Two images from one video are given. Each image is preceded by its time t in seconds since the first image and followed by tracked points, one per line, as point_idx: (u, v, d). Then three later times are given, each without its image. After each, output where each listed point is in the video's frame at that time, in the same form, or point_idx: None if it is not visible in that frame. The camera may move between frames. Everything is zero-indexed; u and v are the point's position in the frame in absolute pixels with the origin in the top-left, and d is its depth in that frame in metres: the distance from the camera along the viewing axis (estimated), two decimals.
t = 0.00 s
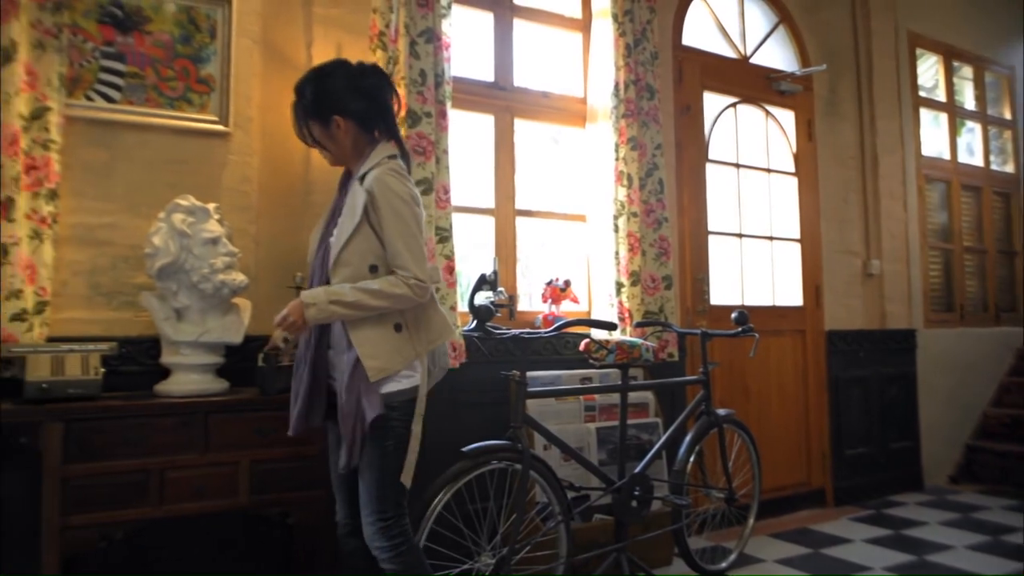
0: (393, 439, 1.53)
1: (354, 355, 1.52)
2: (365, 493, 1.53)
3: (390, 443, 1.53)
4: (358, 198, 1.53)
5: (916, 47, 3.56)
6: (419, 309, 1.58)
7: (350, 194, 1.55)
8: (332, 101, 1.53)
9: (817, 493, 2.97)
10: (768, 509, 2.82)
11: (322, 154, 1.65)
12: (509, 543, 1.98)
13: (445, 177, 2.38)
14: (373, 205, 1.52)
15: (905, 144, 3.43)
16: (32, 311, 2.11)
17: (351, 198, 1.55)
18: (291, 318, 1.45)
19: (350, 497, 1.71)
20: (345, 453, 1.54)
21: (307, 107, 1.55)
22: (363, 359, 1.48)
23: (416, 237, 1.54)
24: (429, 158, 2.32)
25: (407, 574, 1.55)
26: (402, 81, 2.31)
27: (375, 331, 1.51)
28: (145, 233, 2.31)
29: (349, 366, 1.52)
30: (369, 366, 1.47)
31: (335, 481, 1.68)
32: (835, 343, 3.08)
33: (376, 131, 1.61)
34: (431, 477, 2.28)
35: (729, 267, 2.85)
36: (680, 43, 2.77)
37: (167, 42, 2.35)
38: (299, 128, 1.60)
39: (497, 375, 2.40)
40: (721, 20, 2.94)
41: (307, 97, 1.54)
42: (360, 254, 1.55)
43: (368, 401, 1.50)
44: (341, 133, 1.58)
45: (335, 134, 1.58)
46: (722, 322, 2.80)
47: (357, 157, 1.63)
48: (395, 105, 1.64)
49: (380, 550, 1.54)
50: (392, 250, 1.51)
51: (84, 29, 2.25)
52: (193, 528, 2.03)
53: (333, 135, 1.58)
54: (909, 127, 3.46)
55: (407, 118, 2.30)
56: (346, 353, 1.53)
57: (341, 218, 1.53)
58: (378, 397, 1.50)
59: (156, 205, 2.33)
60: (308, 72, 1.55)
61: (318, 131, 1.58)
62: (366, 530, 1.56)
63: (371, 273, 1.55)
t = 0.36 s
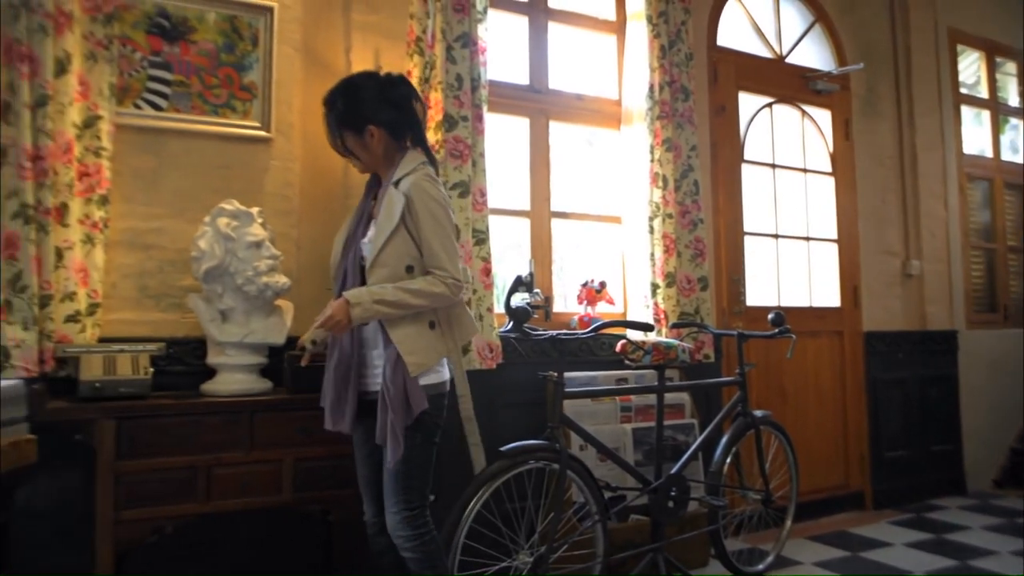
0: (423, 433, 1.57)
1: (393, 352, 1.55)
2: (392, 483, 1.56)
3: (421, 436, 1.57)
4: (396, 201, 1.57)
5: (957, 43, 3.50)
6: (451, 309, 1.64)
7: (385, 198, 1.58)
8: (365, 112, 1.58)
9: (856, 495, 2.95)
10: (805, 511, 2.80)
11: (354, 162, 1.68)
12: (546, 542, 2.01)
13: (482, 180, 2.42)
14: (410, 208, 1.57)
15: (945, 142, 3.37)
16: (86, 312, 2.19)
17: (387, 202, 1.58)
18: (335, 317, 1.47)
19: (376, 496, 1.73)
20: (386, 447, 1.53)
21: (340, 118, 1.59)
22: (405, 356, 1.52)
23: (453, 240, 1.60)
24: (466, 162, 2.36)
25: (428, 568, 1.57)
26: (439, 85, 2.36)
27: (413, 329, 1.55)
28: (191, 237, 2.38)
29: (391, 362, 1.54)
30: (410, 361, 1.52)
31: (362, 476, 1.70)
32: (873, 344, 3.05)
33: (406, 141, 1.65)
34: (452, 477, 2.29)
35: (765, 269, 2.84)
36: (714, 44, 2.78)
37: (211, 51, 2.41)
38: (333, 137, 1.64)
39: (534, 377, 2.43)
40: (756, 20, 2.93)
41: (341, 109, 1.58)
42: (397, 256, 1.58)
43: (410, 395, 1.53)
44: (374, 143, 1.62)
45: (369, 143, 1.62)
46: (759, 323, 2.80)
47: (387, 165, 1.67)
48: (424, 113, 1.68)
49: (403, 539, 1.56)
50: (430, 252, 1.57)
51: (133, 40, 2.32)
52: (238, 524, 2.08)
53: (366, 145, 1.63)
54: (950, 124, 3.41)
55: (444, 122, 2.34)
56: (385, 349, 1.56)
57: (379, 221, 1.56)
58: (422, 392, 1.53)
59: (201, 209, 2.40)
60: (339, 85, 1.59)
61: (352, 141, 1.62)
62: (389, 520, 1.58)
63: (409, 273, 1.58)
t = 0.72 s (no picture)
0: (449, 433, 1.58)
1: (423, 351, 1.56)
2: (411, 481, 1.57)
3: (447, 436, 1.58)
4: (424, 201, 1.59)
5: (991, 40, 3.44)
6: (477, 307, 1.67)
7: (410, 198, 1.60)
8: (408, 104, 1.61)
9: (886, 498, 2.92)
10: (835, 513, 2.79)
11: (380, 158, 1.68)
12: (576, 541, 2.02)
13: (510, 182, 2.43)
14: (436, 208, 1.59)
15: (978, 141, 3.32)
16: (124, 313, 2.23)
17: (414, 201, 1.60)
18: (368, 317, 1.48)
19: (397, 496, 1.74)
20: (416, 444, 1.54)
21: (386, 105, 1.61)
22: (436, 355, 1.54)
23: (479, 239, 1.63)
24: (495, 164, 2.38)
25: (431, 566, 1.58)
26: (467, 89, 2.40)
27: (442, 327, 1.58)
28: (225, 239, 2.43)
29: (423, 360, 1.55)
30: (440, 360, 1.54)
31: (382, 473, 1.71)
32: (904, 346, 3.02)
33: (440, 138, 1.69)
34: (479, 476, 2.30)
35: (794, 269, 2.83)
36: (742, 44, 2.80)
37: (244, 57, 2.46)
38: (369, 125, 1.63)
39: (563, 377, 2.45)
40: (783, 20, 2.94)
41: (388, 95, 1.60)
42: (425, 255, 1.60)
43: (441, 393, 1.54)
44: (413, 134, 1.64)
45: (406, 136, 1.64)
46: (787, 324, 2.80)
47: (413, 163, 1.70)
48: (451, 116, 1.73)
49: (416, 537, 1.56)
50: (458, 251, 1.60)
51: (169, 47, 2.38)
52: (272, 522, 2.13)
53: (405, 135, 1.64)
54: (984, 123, 3.35)
55: (473, 125, 2.38)
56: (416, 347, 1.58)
57: (406, 221, 1.58)
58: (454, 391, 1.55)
59: (235, 213, 2.45)
60: (384, 75, 1.61)
61: (390, 130, 1.63)
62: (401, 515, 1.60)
63: (436, 273, 1.61)
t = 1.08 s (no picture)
0: (449, 444, 1.50)
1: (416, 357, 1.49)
2: (414, 494, 1.52)
3: (448, 448, 1.50)
4: (429, 196, 1.53)
5: (1015, 39, 3.40)
6: (477, 314, 1.58)
7: (417, 194, 1.55)
8: (440, 96, 1.58)
9: (908, 502, 2.90)
10: (856, 518, 2.77)
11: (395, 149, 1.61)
12: (596, 544, 2.02)
13: (529, 185, 2.45)
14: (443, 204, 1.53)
15: (1002, 142, 3.29)
16: (149, 316, 2.26)
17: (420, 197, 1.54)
18: (357, 312, 1.41)
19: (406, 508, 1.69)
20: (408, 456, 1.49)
21: (421, 93, 1.56)
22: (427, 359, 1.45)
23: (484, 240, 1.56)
24: (514, 167, 2.39)
25: None
26: (486, 93, 2.42)
27: (437, 331, 1.49)
28: (247, 243, 2.46)
29: (412, 369, 1.49)
30: (431, 366, 1.45)
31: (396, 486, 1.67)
32: (926, 349, 3.00)
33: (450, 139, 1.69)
34: (485, 477, 2.26)
35: (814, 272, 2.83)
36: (761, 47, 2.81)
37: (266, 63, 2.49)
38: (395, 111, 1.56)
39: (582, 380, 2.46)
40: (802, 21, 2.95)
41: (422, 83, 1.56)
42: (426, 254, 1.53)
43: (431, 401, 1.47)
44: (438, 128, 1.61)
45: (431, 129, 1.60)
46: (808, 327, 2.79)
47: (423, 159, 1.65)
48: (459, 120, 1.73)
49: (423, 554, 1.50)
50: (462, 251, 1.52)
51: (192, 54, 2.41)
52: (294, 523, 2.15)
53: (430, 127, 1.60)
54: (1007, 123, 3.32)
55: (492, 129, 2.39)
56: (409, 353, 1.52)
57: (409, 216, 1.51)
58: (443, 399, 1.47)
59: (258, 217, 2.48)
60: (416, 64, 1.58)
61: (418, 119, 1.57)
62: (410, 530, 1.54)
63: (437, 273, 1.53)
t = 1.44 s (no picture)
0: (440, 449, 1.36)
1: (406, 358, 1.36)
2: (404, 505, 1.36)
3: (440, 456, 1.36)
4: (430, 188, 1.41)
5: None
6: (474, 314, 1.46)
7: (415, 184, 1.43)
8: (445, 80, 1.47)
9: (919, 503, 2.90)
10: (865, 519, 2.77)
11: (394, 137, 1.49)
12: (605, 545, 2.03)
13: (538, 187, 2.46)
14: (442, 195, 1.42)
15: (1012, 142, 3.28)
16: (160, 317, 2.28)
17: (419, 188, 1.42)
18: (346, 312, 1.29)
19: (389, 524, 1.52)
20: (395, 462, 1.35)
21: (424, 76, 1.45)
22: (419, 362, 1.33)
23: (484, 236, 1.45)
24: (522, 169, 2.41)
25: None
26: (495, 95, 2.44)
27: (430, 332, 1.37)
28: (257, 245, 2.47)
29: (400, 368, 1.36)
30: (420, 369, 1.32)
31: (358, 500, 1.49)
32: (935, 349, 2.99)
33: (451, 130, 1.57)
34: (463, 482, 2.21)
35: (823, 273, 2.83)
36: (769, 47, 2.82)
37: (276, 66, 2.50)
38: (396, 96, 1.45)
39: (591, 381, 2.47)
40: (810, 22, 2.95)
41: (426, 66, 1.45)
42: (422, 248, 1.41)
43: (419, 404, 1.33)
44: (441, 116, 1.50)
45: (434, 117, 1.49)
46: (817, 328, 2.79)
47: (422, 149, 1.53)
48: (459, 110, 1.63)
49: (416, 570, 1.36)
50: (460, 246, 1.41)
51: (204, 57, 2.43)
52: (304, 524, 2.16)
53: (433, 114, 1.48)
54: (1018, 123, 3.31)
55: (501, 130, 2.41)
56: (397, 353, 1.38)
57: (406, 207, 1.39)
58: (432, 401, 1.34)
59: (267, 219, 2.49)
60: (418, 47, 1.47)
61: (422, 104, 1.46)
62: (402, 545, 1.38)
63: (433, 269, 1.41)
